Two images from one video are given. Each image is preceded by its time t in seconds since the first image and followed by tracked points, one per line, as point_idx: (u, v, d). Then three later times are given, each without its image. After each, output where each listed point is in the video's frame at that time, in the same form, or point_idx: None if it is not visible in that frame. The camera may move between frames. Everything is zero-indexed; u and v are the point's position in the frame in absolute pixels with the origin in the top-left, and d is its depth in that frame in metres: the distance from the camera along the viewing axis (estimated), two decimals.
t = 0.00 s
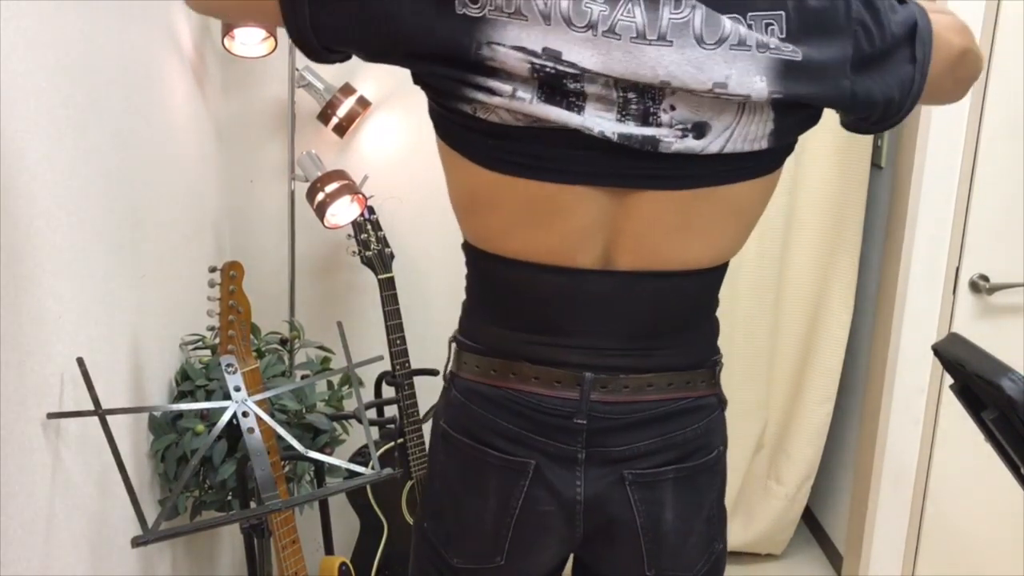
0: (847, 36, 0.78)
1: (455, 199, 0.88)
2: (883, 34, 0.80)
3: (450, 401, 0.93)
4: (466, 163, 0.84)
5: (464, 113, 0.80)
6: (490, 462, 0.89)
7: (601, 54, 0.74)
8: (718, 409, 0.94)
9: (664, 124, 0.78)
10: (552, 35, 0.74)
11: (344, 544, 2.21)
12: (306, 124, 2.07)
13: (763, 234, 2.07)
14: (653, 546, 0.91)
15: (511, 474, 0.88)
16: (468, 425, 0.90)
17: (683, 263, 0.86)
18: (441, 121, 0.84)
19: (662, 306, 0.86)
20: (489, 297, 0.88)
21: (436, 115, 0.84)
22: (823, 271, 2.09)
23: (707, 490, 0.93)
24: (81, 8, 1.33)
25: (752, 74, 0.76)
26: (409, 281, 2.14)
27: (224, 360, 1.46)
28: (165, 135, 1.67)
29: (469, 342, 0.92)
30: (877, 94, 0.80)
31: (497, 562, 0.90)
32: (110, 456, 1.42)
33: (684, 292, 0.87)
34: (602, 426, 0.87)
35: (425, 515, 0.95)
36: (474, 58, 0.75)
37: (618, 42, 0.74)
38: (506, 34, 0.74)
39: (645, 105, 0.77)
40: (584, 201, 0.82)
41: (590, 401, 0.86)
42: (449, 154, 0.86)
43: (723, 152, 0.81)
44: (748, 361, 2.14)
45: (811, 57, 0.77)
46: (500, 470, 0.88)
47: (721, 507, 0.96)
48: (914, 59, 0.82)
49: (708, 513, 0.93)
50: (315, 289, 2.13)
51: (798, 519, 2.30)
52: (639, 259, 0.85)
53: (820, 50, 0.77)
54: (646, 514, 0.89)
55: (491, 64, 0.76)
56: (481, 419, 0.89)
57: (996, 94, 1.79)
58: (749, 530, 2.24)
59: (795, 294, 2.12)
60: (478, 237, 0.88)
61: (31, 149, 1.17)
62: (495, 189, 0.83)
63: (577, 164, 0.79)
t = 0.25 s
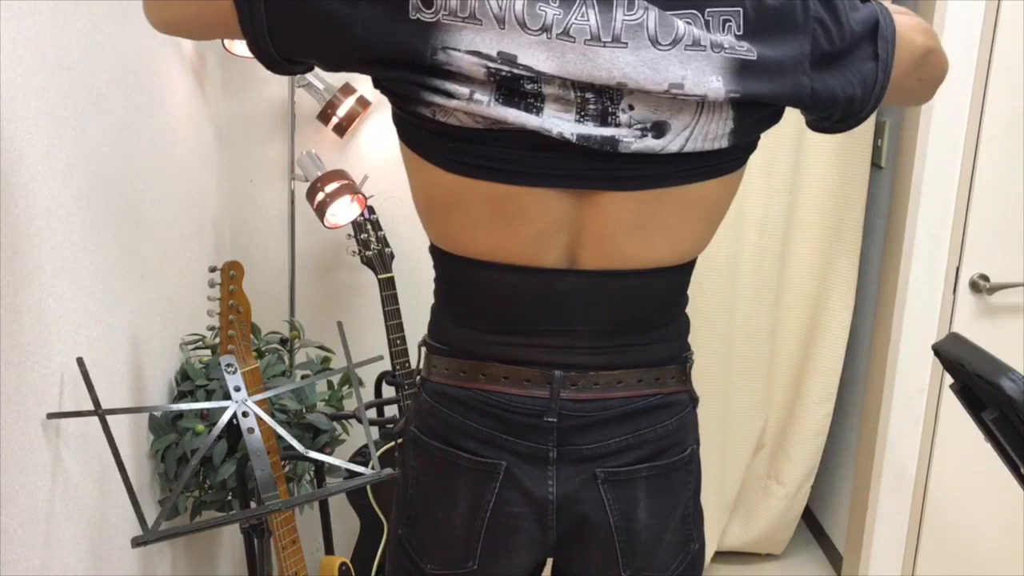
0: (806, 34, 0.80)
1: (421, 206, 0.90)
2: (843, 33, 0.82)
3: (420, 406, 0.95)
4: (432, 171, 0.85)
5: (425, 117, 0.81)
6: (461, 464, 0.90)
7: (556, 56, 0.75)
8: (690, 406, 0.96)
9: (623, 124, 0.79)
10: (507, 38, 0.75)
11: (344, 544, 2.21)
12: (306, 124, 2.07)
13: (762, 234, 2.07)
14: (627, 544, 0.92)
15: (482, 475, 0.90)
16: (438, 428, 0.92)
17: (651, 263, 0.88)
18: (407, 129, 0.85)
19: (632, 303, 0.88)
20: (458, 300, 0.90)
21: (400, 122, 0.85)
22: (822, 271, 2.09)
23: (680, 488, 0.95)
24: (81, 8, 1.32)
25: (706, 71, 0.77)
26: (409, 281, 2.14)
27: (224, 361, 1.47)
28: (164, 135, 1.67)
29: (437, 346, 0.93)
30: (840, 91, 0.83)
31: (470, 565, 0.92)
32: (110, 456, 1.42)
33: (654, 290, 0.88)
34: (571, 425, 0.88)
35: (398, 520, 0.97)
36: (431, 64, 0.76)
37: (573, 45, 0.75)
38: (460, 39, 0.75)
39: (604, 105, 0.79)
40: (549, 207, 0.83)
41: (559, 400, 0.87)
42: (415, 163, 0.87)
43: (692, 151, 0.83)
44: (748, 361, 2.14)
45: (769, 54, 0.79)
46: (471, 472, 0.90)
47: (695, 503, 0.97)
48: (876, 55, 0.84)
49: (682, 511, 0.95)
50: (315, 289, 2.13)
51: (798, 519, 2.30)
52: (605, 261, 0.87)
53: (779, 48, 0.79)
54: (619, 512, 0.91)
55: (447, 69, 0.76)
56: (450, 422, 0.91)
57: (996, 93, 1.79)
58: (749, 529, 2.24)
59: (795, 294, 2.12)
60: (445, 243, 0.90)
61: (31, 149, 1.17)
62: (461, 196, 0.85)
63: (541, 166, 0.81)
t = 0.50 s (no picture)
0: (794, 30, 0.80)
1: (412, 207, 0.90)
2: (831, 27, 0.82)
3: (413, 406, 0.95)
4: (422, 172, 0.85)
5: (415, 120, 0.81)
6: (454, 466, 0.90)
7: (547, 60, 0.75)
8: (684, 406, 0.96)
9: (616, 125, 0.79)
10: (498, 42, 0.74)
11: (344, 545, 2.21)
12: (306, 124, 2.07)
13: (762, 234, 2.07)
14: (620, 546, 0.92)
15: (475, 477, 0.89)
16: (431, 429, 0.92)
17: (643, 262, 0.88)
18: (397, 130, 0.85)
19: (625, 303, 0.88)
20: (450, 300, 0.90)
21: (390, 123, 0.85)
22: (822, 271, 2.09)
23: (674, 489, 0.95)
24: (81, 7, 1.33)
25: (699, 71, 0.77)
26: (409, 281, 2.14)
27: (224, 360, 1.46)
28: (164, 135, 1.67)
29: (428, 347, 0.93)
30: (831, 85, 0.82)
31: (462, 568, 0.92)
32: (110, 456, 1.42)
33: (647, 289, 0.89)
34: (564, 425, 0.88)
35: (391, 523, 0.97)
36: (421, 69, 0.76)
37: (565, 47, 0.75)
38: (450, 43, 0.74)
39: (597, 107, 0.78)
40: (540, 208, 0.83)
41: (552, 399, 0.87)
42: (405, 164, 0.87)
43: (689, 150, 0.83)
44: (748, 362, 2.14)
45: (758, 52, 0.79)
46: (464, 473, 0.90)
47: (689, 503, 0.98)
48: (867, 47, 0.84)
49: (676, 512, 0.95)
50: (315, 289, 2.13)
51: (798, 519, 2.30)
52: (598, 261, 0.87)
53: (768, 45, 0.79)
54: (613, 513, 0.91)
55: (438, 73, 0.76)
56: (442, 423, 0.91)
57: (996, 94, 1.79)
58: (749, 529, 2.24)
59: (795, 294, 2.12)
60: (436, 243, 0.90)
61: (31, 149, 1.17)
62: (452, 197, 0.85)
63: (535, 168, 0.81)
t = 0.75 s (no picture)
0: (797, 29, 0.79)
1: (415, 208, 0.90)
2: (838, 25, 0.81)
3: (417, 407, 0.95)
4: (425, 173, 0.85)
5: (417, 124, 0.81)
6: (458, 466, 0.90)
7: (551, 64, 0.75)
8: (689, 407, 0.96)
9: (620, 128, 0.79)
10: (501, 47, 0.74)
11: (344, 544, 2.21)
12: (306, 124, 2.07)
13: (762, 234, 2.07)
14: (624, 547, 0.92)
15: (479, 477, 0.90)
16: (435, 430, 0.92)
17: (647, 263, 0.88)
18: (400, 131, 0.85)
19: (628, 304, 0.88)
20: (453, 302, 0.90)
21: (394, 125, 0.85)
22: (822, 271, 2.09)
23: (678, 490, 0.95)
24: (81, 8, 1.33)
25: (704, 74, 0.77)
26: (409, 281, 2.14)
27: (224, 360, 1.47)
28: (164, 135, 1.67)
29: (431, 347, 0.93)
30: (836, 83, 0.82)
31: (466, 569, 0.93)
32: (110, 456, 1.42)
33: (650, 290, 0.89)
34: (568, 425, 0.88)
35: (393, 524, 0.97)
36: (424, 74, 0.76)
37: (568, 52, 0.75)
38: (453, 48, 0.74)
39: (600, 110, 0.79)
40: (543, 209, 0.84)
41: (557, 400, 0.87)
42: (408, 166, 0.87)
43: (690, 152, 0.83)
44: (748, 362, 2.14)
45: (761, 53, 0.79)
46: (468, 474, 0.90)
47: (693, 504, 0.98)
48: (873, 43, 0.83)
49: (680, 514, 0.95)
50: (315, 289, 2.13)
51: (798, 519, 2.30)
52: (601, 262, 0.87)
53: (771, 46, 0.79)
54: (617, 514, 0.91)
55: (441, 78, 0.76)
56: (446, 424, 0.91)
57: (996, 94, 1.79)
58: (749, 529, 2.24)
59: (795, 294, 2.12)
60: (440, 244, 0.90)
61: (31, 149, 1.17)
62: (456, 198, 0.85)
63: (539, 170, 0.81)
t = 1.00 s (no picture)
0: (803, 27, 0.79)
1: (419, 210, 0.90)
2: (842, 22, 0.81)
3: (421, 406, 0.95)
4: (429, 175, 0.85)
5: (420, 126, 0.81)
6: (461, 466, 0.90)
7: (552, 68, 0.75)
8: (694, 408, 0.96)
9: (622, 130, 0.79)
10: (502, 51, 0.74)
11: (344, 544, 2.21)
12: (306, 124, 2.07)
13: (763, 234, 2.07)
14: (628, 548, 0.92)
15: (483, 478, 0.89)
16: (437, 430, 0.92)
17: (649, 264, 0.88)
18: (402, 133, 0.85)
19: (631, 304, 0.88)
20: (456, 302, 0.90)
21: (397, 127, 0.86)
22: (822, 271, 2.09)
23: (682, 491, 0.94)
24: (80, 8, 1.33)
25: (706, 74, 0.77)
26: (409, 281, 2.14)
27: (224, 360, 1.47)
28: (164, 135, 1.67)
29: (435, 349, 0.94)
30: (842, 81, 0.82)
31: (468, 569, 0.92)
32: (110, 456, 1.42)
33: (652, 291, 0.89)
34: (573, 426, 0.88)
35: (396, 524, 0.97)
36: (425, 78, 0.76)
37: (569, 55, 0.75)
38: (453, 52, 0.74)
39: (602, 113, 0.79)
40: (547, 209, 0.84)
41: (561, 400, 0.87)
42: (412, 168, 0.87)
43: (690, 153, 0.83)
44: (748, 362, 2.14)
45: (765, 53, 0.79)
46: (472, 474, 0.90)
47: (697, 506, 0.97)
48: (880, 39, 0.83)
49: (684, 516, 0.95)
50: (315, 289, 2.13)
51: (798, 519, 2.30)
52: (604, 262, 0.87)
53: (777, 44, 0.79)
54: (621, 516, 0.91)
55: (442, 82, 0.76)
56: (449, 424, 0.91)
57: (996, 94, 1.79)
58: (749, 529, 2.24)
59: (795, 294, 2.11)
60: (445, 245, 0.90)
61: (31, 150, 1.17)
62: (459, 198, 0.85)
63: (541, 171, 0.81)
